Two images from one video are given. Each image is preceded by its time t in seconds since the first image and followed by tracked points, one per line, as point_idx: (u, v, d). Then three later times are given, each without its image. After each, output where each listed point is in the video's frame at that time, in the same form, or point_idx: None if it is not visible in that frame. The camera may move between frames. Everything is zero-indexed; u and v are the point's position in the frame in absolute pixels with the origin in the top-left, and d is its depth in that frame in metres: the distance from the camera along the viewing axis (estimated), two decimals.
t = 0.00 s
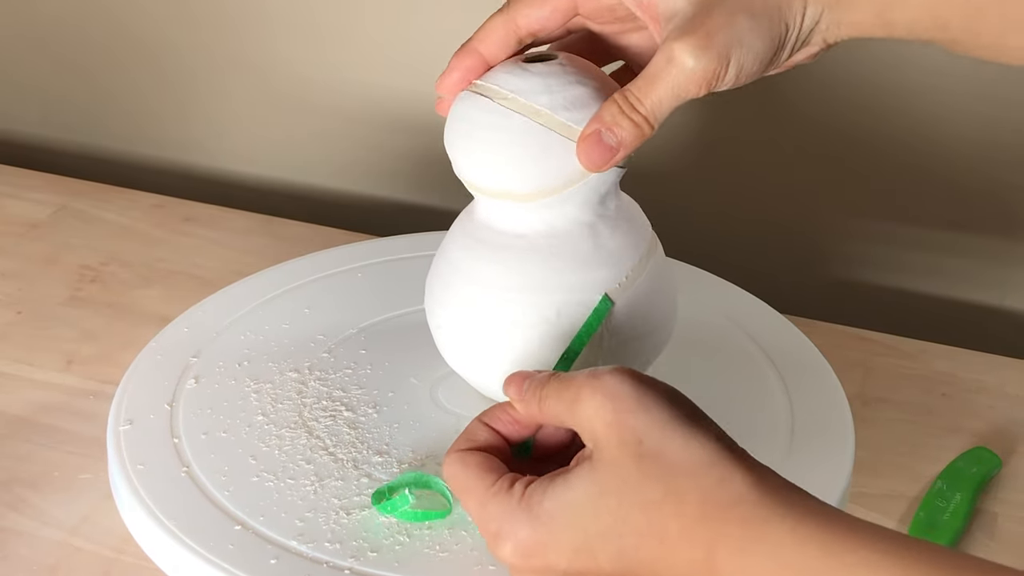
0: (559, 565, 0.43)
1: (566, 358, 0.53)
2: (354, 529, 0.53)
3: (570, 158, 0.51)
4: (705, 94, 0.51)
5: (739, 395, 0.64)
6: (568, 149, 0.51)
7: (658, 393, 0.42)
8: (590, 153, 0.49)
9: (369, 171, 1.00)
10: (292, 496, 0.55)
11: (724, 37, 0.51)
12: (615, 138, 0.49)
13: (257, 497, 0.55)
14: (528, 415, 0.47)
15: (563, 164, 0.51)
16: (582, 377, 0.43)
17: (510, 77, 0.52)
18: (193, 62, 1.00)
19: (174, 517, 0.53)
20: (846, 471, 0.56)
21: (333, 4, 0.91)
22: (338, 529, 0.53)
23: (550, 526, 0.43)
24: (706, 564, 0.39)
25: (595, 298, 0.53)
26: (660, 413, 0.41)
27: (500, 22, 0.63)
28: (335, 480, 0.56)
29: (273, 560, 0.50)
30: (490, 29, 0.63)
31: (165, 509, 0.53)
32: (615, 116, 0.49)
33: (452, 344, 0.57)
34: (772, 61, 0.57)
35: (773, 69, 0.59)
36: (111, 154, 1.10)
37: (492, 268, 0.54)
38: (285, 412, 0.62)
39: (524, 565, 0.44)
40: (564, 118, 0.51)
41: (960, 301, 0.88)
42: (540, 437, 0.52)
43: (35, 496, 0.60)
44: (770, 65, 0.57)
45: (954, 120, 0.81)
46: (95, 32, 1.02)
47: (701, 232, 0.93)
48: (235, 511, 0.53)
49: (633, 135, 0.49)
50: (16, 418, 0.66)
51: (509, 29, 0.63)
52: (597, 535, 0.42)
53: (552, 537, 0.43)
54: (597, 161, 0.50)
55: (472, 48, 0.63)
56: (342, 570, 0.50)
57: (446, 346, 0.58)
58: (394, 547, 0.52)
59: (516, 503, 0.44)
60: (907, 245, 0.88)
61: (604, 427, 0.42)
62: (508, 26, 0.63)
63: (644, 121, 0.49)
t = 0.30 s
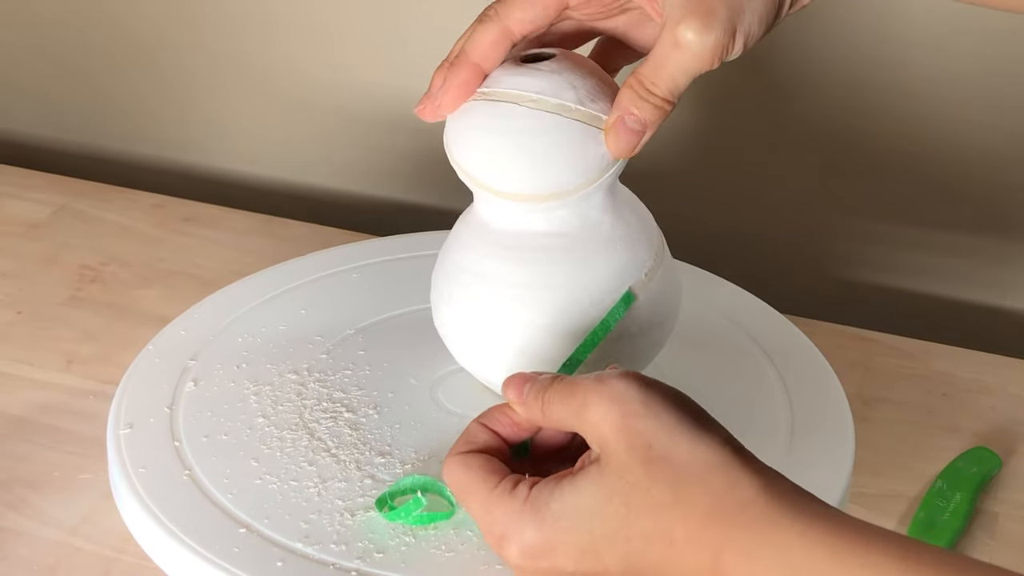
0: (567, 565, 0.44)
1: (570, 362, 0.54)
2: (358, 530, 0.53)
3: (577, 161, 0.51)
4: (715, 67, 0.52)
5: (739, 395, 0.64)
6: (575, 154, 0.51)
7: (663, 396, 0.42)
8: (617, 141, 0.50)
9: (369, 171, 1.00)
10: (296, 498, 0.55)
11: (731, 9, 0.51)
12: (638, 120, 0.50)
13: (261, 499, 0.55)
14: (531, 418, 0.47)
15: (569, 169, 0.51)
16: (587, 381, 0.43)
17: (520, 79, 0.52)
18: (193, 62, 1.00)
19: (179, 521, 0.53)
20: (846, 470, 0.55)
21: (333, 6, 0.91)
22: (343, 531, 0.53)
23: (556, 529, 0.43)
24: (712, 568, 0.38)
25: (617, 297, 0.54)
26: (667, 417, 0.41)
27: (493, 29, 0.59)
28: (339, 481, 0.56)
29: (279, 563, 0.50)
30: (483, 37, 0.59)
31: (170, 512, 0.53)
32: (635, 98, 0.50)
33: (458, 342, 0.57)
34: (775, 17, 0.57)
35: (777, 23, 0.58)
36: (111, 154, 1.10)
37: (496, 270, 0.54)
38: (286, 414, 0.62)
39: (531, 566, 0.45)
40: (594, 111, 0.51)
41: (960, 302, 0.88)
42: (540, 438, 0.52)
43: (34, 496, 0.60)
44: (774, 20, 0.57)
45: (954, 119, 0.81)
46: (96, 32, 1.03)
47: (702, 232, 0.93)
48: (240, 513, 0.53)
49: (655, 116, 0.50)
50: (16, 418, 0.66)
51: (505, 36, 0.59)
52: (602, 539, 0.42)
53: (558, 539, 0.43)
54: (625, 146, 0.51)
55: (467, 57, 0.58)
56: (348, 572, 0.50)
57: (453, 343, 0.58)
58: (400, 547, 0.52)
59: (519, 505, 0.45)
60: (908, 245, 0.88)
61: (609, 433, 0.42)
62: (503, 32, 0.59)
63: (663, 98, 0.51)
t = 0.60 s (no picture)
0: None
1: (566, 372, 0.54)
2: (363, 532, 0.53)
3: (577, 161, 0.51)
4: (723, 67, 0.51)
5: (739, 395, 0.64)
6: (575, 153, 0.51)
7: (668, 405, 0.41)
8: (622, 139, 0.50)
9: (369, 171, 1.00)
10: (298, 500, 0.55)
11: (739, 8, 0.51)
12: (643, 120, 0.50)
13: (264, 502, 0.55)
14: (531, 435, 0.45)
15: (569, 170, 0.51)
16: (587, 396, 0.43)
17: (525, 79, 0.52)
18: (193, 62, 1.00)
19: (183, 524, 0.53)
20: (846, 470, 0.56)
21: (333, 5, 0.91)
22: (347, 532, 0.53)
23: (568, 544, 0.43)
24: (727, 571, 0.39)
25: (619, 299, 0.54)
26: (674, 425, 0.41)
27: (499, 31, 0.59)
28: (341, 483, 0.56)
29: (284, 565, 0.50)
30: (488, 40, 0.58)
31: (173, 516, 0.53)
32: (638, 97, 0.50)
33: (459, 342, 0.57)
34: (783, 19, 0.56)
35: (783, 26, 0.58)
36: (111, 154, 1.10)
37: (499, 270, 0.54)
38: (286, 416, 0.62)
39: None
40: (599, 110, 0.51)
41: (959, 302, 0.88)
42: (535, 453, 0.52)
43: (34, 496, 0.60)
44: (782, 23, 0.56)
45: (954, 119, 0.81)
46: (95, 32, 1.02)
47: (701, 233, 0.93)
48: (243, 516, 0.53)
49: (661, 115, 0.50)
50: (16, 418, 0.66)
51: (512, 38, 0.59)
52: (614, 550, 0.42)
53: (572, 553, 0.43)
54: (634, 144, 0.50)
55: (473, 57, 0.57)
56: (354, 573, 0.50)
57: (455, 345, 0.58)
58: (404, 548, 0.52)
59: (527, 522, 0.44)
60: (908, 244, 0.88)
61: (616, 447, 0.41)
62: (509, 34, 0.59)
63: (669, 98, 0.50)
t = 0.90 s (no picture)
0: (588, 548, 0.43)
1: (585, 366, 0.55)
2: (366, 533, 0.53)
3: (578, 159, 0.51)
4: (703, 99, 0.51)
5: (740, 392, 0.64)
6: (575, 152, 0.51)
7: (726, 387, 0.41)
8: (594, 164, 0.50)
9: (369, 171, 1.00)
10: (300, 501, 0.55)
11: (725, 39, 0.51)
12: (615, 151, 0.49)
13: (266, 503, 0.55)
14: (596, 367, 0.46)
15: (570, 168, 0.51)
16: (672, 348, 0.42)
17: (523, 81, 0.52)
18: (193, 62, 1.00)
19: (187, 527, 0.53)
20: (847, 469, 0.56)
21: (334, 5, 0.91)
22: (351, 533, 0.53)
23: (584, 507, 0.42)
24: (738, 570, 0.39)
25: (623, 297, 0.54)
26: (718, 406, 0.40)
27: (496, 44, 0.53)
28: (344, 484, 0.56)
29: (288, 566, 0.50)
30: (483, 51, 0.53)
31: (177, 519, 0.53)
32: (614, 128, 0.49)
33: (458, 343, 0.57)
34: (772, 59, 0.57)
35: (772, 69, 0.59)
36: (110, 154, 1.10)
37: (498, 270, 0.54)
38: (286, 418, 0.62)
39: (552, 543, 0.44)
40: (596, 110, 0.51)
41: (959, 302, 0.88)
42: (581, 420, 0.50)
43: (34, 496, 0.60)
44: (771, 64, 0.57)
45: (954, 119, 0.81)
46: (96, 32, 1.02)
47: (701, 233, 0.93)
48: (246, 518, 0.53)
49: (636, 147, 0.49)
50: (16, 418, 0.66)
51: (508, 55, 0.53)
52: (626, 521, 0.41)
53: (585, 518, 0.42)
54: (604, 169, 0.50)
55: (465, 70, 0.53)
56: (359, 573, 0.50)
57: (454, 346, 0.58)
58: (410, 547, 0.52)
59: (549, 478, 0.44)
60: (908, 243, 0.88)
61: (672, 403, 0.41)
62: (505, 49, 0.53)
63: (645, 132, 0.49)
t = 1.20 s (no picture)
0: (595, 498, 0.42)
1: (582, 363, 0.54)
2: (367, 532, 0.53)
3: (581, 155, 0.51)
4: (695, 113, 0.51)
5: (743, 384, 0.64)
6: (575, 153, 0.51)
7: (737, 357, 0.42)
8: (579, 172, 0.50)
9: (369, 171, 1.00)
10: (300, 501, 0.55)
11: (715, 56, 0.51)
12: (601, 160, 0.49)
13: (266, 503, 0.55)
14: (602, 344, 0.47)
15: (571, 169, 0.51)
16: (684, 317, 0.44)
17: (522, 84, 0.52)
18: (193, 62, 1.00)
19: (188, 527, 0.53)
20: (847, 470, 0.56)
21: (333, 6, 0.91)
22: (351, 533, 0.53)
23: (601, 451, 0.41)
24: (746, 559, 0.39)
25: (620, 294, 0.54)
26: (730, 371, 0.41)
27: (485, 53, 0.54)
28: (344, 484, 0.56)
29: (288, 566, 0.50)
30: (473, 59, 0.54)
31: (178, 520, 0.53)
32: (601, 137, 0.49)
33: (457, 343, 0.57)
34: (762, 80, 0.57)
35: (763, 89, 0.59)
36: (110, 154, 1.10)
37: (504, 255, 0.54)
38: (286, 418, 0.62)
39: (558, 487, 0.42)
40: (592, 111, 0.51)
41: (958, 301, 0.88)
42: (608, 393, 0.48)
43: (34, 496, 0.60)
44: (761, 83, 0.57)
45: (954, 119, 0.81)
46: (96, 31, 1.02)
47: (702, 232, 0.93)
48: (246, 518, 0.53)
49: (622, 158, 0.49)
50: (16, 418, 0.66)
51: (500, 65, 0.54)
52: (638, 470, 0.40)
53: (599, 464, 0.41)
54: (587, 181, 0.50)
55: (455, 75, 0.55)
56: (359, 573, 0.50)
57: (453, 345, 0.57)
58: (410, 548, 0.52)
59: (564, 422, 0.43)
60: (909, 242, 0.87)
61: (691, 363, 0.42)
62: (495, 58, 0.54)
63: (632, 142, 0.49)
